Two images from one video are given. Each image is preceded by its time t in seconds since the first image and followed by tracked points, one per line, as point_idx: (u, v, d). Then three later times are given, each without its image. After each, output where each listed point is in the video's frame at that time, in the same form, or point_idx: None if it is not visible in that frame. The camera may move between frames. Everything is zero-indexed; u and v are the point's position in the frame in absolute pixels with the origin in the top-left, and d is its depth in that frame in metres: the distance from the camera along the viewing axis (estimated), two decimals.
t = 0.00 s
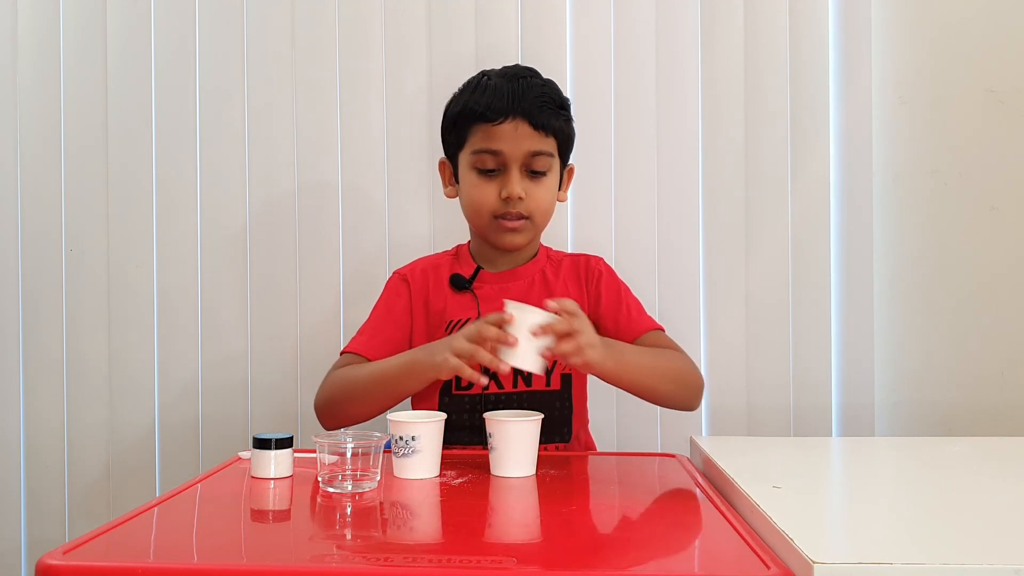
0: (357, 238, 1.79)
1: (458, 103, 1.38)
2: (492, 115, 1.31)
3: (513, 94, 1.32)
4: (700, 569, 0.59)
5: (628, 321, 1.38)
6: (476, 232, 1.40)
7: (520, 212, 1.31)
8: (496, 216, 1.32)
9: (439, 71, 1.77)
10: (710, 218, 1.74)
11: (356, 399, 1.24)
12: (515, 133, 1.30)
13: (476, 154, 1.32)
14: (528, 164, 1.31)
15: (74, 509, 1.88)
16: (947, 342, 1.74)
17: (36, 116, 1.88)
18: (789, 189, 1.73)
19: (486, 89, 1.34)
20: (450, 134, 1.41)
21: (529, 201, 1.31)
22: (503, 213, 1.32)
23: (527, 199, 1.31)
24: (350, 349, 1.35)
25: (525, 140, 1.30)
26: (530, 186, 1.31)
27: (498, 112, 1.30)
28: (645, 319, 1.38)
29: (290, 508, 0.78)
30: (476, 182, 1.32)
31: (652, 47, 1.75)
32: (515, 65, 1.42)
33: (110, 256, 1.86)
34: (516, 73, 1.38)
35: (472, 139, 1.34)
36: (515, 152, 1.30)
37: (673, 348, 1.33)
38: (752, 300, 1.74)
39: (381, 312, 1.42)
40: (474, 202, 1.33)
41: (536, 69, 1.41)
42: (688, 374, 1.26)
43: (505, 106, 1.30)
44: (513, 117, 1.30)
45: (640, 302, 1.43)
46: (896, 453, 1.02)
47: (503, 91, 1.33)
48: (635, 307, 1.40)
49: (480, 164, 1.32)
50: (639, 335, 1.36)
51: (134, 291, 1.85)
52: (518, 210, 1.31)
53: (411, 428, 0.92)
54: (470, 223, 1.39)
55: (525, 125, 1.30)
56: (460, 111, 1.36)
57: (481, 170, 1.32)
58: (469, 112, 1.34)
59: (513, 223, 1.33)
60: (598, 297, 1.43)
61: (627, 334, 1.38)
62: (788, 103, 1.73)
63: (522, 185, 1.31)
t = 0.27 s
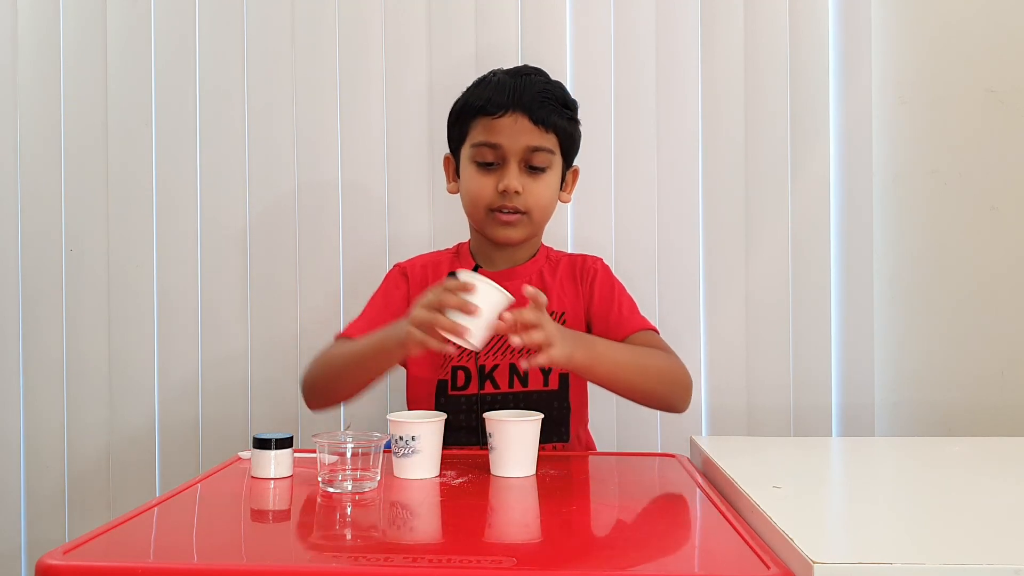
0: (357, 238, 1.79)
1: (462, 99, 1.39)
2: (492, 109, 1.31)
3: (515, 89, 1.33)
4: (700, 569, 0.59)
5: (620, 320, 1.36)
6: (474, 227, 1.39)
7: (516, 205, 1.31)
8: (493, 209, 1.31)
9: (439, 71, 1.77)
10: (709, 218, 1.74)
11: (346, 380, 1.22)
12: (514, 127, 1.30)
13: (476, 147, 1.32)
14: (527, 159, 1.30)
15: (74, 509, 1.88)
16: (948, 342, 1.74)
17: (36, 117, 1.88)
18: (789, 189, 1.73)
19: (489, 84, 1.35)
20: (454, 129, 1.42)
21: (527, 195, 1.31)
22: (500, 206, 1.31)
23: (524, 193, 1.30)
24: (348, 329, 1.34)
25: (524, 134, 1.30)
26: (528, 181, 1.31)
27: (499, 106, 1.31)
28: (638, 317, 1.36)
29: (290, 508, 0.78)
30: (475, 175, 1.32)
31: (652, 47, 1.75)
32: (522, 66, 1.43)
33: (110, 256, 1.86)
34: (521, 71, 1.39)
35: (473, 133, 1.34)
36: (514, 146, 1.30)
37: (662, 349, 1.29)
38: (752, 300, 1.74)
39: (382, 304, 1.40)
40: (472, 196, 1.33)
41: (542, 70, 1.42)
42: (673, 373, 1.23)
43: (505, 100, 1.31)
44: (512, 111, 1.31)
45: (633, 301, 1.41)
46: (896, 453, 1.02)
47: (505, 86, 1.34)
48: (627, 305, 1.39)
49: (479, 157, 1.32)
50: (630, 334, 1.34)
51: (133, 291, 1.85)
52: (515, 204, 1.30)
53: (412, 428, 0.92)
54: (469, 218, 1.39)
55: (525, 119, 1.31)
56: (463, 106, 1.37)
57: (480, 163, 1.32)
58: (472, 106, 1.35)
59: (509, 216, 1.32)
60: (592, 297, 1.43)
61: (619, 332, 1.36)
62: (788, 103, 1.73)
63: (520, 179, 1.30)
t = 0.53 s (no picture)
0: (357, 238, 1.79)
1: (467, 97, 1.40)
2: (496, 106, 1.32)
3: (519, 87, 1.33)
4: (700, 570, 0.59)
5: (625, 340, 1.38)
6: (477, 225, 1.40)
7: (519, 203, 1.31)
8: (495, 206, 1.32)
9: (439, 71, 1.77)
10: (709, 217, 1.74)
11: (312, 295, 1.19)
12: (518, 124, 1.31)
13: (479, 144, 1.32)
14: (530, 156, 1.31)
15: (74, 509, 1.88)
16: (948, 342, 1.74)
17: (36, 117, 1.88)
18: (789, 190, 1.73)
19: (493, 82, 1.36)
20: (459, 127, 1.43)
21: (530, 192, 1.31)
22: (502, 203, 1.31)
23: (527, 191, 1.30)
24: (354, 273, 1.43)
25: (528, 132, 1.31)
26: (531, 179, 1.31)
27: (503, 104, 1.32)
28: (643, 340, 1.38)
29: (290, 508, 0.78)
30: (478, 172, 1.33)
31: (652, 47, 1.75)
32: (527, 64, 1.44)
33: (110, 256, 1.86)
34: (526, 69, 1.40)
35: (478, 130, 1.35)
36: (517, 143, 1.30)
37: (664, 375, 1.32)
38: (752, 300, 1.74)
39: (387, 291, 1.43)
40: (475, 193, 1.33)
41: (548, 68, 1.42)
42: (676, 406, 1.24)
43: (509, 98, 1.32)
44: (516, 109, 1.31)
45: (637, 320, 1.42)
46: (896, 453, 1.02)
47: (509, 83, 1.34)
48: (633, 324, 1.40)
49: (483, 154, 1.32)
50: (634, 356, 1.36)
51: (133, 291, 1.85)
52: (518, 201, 1.30)
53: (412, 428, 0.92)
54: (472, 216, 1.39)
55: (529, 117, 1.31)
56: (468, 104, 1.38)
57: (483, 160, 1.32)
58: (476, 104, 1.35)
59: (512, 214, 1.32)
60: (598, 305, 1.42)
61: (623, 353, 1.37)
62: (788, 104, 1.73)
63: (522, 176, 1.30)
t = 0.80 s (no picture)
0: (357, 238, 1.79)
1: (478, 97, 1.39)
2: (507, 109, 1.31)
3: (531, 89, 1.33)
4: (700, 569, 0.59)
5: (622, 346, 1.39)
6: (484, 225, 1.40)
7: (527, 207, 1.31)
8: (504, 210, 1.32)
9: (438, 71, 1.78)
10: (709, 217, 1.74)
11: (316, 249, 1.14)
12: (528, 129, 1.30)
13: (489, 147, 1.32)
14: (540, 161, 1.31)
15: (74, 509, 1.88)
16: (948, 342, 1.74)
17: (36, 117, 1.88)
18: (789, 190, 1.73)
19: (505, 84, 1.35)
20: (468, 127, 1.42)
21: (538, 197, 1.31)
22: (511, 208, 1.32)
23: (535, 196, 1.31)
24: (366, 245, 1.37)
25: (539, 137, 1.30)
26: (540, 184, 1.31)
27: (514, 107, 1.31)
28: (639, 347, 1.39)
29: (290, 508, 0.78)
30: (487, 175, 1.33)
31: (653, 47, 1.75)
32: (539, 64, 1.43)
33: (111, 256, 1.86)
34: (538, 71, 1.39)
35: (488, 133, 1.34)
36: (528, 148, 1.30)
37: (659, 388, 1.34)
38: (752, 300, 1.74)
39: (397, 267, 1.38)
40: (483, 196, 1.33)
41: (560, 70, 1.41)
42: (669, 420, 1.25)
43: (521, 101, 1.31)
44: (527, 113, 1.31)
45: (635, 328, 1.43)
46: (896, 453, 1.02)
47: (520, 86, 1.33)
48: (630, 332, 1.41)
49: (492, 157, 1.32)
50: (630, 362, 1.37)
51: (133, 291, 1.85)
52: (526, 206, 1.31)
53: (412, 428, 0.92)
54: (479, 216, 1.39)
55: (540, 122, 1.31)
56: (479, 105, 1.37)
57: (493, 163, 1.32)
58: (487, 105, 1.35)
59: (520, 218, 1.33)
60: (600, 308, 1.43)
61: (619, 359, 1.38)
62: (788, 104, 1.73)
63: (531, 181, 1.30)
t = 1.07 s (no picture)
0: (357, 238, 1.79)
1: (486, 97, 1.36)
2: (518, 115, 1.28)
3: (542, 95, 1.30)
4: (700, 570, 0.59)
5: (619, 350, 1.37)
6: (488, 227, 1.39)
7: (534, 213, 1.31)
8: (511, 215, 1.32)
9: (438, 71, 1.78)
10: (709, 217, 1.74)
11: (324, 226, 1.13)
12: (538, 136, 1.28)
13: (496, 151, 1.30)
14: (547, 167, 1.30)
15: (74, 508, 1.88)
16: (948, 342, 1.74)
17: (36, 117, 1.87)
18: (789, 190, 1.73)
19: (514, 87, 1.32)
20: (474, 126, 1.39)
21: (545, 203, 1.31)
22: (518, 213, 1.31)
23: (542, 202, 1.31)
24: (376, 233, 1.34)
25: (547, 144, 1.29)
26: (547, 189, 1.31)
27: (524, 113, 1.28)
28: (635, 353, 1.38)
29: (290, 508, 0.78)
30: (493, 179, 1.31)
31: (653, 47, 1.75)
32: (547, 65, 1.41)
33: (111, 256, 1.86)
34: (547, 74, 1.36)
35: (495, 135, 1.31)
36: (536, 154, 1.28)
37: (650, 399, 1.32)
38: (752, 300, 1.74)
39: (407, 259, 1.36)
40: (489, 199, 1.32)
41: (568, 73, 1.39)
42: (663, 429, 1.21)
43: (532, 107, 1.28)
44: (538, 120, 1.28)
45: (633, 333, 1.42)
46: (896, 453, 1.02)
47: (531, 91, 1.31)
48: (627, 337, 1.39)
49: (500, 161, 1.30)
50: (623, 368, 1.36)
51: (133, 291, 1.85)
52: (533, 212, 1.31)
53: (412, 428, 0.92)
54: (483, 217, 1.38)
55: (549, 129, 1.29)
56: (487, 106, 1.34)
57: (500, 168, 1.30)
58: (496, 108, 1.31)
59: (527, 223, 1.33)
60: (601, 310, 1.42)
61: (616, 362, 1.36)
62: (788, 104, 1.73)
63: (539, 187, 1.30)
